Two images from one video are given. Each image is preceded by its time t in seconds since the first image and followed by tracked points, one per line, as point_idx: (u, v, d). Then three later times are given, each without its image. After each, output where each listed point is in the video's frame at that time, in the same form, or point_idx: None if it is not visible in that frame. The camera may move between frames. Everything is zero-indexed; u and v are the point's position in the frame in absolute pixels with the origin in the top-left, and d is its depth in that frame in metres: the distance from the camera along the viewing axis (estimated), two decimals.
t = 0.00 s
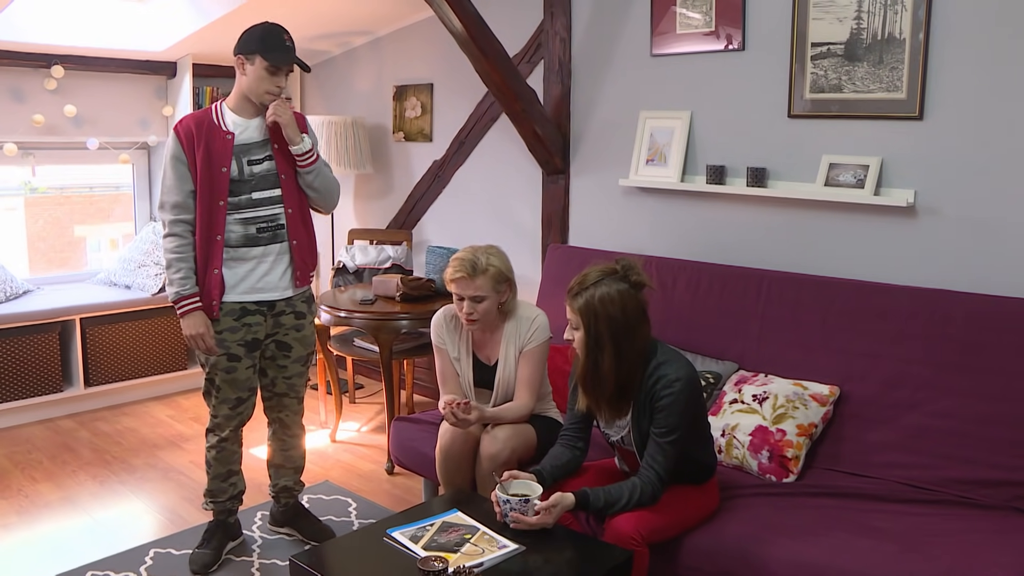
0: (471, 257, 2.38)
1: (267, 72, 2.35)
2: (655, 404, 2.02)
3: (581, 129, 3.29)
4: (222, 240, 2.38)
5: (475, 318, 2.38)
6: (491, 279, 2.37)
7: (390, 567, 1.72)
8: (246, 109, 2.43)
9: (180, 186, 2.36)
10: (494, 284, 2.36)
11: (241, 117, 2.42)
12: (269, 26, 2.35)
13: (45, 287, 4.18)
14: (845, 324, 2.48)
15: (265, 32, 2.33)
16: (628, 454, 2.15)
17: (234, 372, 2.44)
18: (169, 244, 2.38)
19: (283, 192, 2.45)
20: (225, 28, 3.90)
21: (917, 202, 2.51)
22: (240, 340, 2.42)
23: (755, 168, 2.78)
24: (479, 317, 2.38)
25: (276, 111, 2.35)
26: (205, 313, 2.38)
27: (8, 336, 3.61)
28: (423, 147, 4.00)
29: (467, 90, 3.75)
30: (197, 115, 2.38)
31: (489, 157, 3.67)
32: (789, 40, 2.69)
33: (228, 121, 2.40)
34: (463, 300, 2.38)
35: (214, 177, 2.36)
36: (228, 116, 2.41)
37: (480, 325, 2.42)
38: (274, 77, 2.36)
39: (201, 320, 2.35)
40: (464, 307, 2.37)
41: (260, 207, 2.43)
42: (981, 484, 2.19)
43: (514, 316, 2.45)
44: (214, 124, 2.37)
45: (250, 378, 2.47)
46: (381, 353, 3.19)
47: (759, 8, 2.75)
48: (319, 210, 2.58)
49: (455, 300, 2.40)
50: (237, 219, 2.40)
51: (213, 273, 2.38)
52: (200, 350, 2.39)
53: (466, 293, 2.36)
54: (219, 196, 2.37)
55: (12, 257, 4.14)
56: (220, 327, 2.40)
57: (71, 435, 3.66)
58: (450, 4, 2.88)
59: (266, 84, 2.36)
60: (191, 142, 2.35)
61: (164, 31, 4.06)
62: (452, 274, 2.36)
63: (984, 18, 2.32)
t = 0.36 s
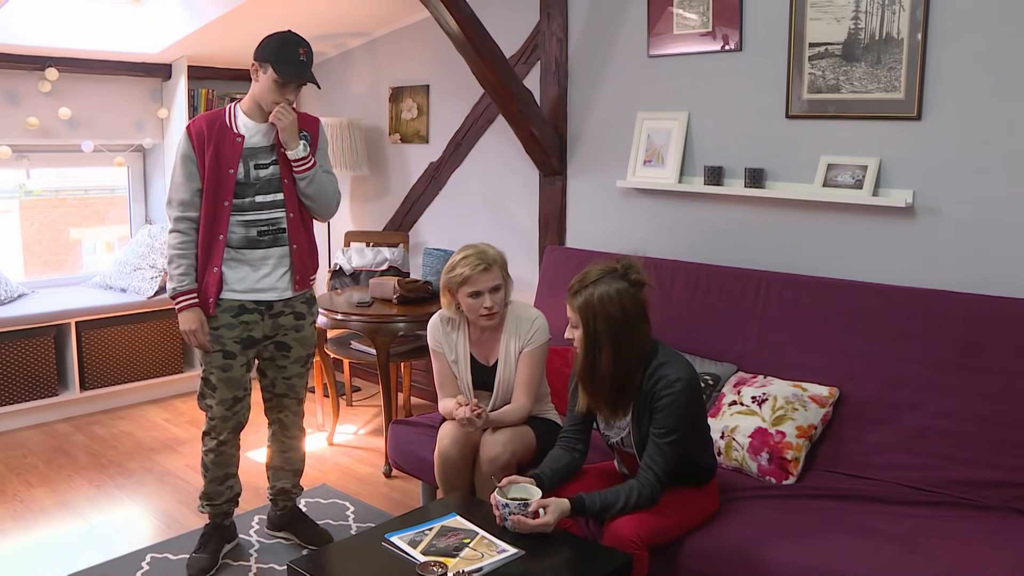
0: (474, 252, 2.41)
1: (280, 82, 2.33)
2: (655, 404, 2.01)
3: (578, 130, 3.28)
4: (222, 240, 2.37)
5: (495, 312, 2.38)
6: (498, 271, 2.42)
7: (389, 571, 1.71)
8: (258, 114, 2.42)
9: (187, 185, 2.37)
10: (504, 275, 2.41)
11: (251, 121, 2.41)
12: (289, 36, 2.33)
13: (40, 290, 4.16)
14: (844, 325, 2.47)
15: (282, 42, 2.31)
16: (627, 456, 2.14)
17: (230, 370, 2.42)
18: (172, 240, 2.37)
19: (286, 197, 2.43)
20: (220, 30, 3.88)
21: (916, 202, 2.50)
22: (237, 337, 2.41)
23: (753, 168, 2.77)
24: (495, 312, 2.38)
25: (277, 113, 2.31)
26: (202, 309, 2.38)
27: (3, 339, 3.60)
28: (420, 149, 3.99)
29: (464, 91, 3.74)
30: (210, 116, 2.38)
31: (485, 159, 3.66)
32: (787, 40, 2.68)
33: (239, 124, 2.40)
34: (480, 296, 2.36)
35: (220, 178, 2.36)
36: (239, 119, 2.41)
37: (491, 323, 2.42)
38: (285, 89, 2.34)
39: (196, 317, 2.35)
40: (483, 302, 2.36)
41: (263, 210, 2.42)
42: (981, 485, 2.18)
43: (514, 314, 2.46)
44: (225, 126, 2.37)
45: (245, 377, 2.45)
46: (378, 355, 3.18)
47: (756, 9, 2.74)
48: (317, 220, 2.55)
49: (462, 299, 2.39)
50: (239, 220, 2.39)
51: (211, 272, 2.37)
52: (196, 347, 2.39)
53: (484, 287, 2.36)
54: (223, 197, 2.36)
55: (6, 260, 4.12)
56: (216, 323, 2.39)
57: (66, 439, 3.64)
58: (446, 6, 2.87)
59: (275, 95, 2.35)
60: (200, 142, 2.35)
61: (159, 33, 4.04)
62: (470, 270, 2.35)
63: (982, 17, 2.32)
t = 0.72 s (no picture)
0: (472, 248, 2.42)
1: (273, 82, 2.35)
2: (655, 403, 2.00)
3: (575, 131, 3.28)
4: (220, 241, 2.36)
5: (494, 307, 2.38)
6: (496, 267, 2.42)
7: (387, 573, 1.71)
8: (246, 114, 2.41)
9: (180, 186, 2.34)
10: (502, 271, 2.42)
11: (240, 121, 2.40)
12: (278, 37, 2.35)
13: (37, 291, 4.14)
14: (842, 325, 2.47)
15: (274, 42, 2.33)
16: (627, 456, 2.14)
17: (239, 373, 2.43)
18: (166, 243, 2.35)
19: (278, 195, 2.44)
20: (217, 31, 3.88)
21: (914, 203, 2.50)
22: (241, 339, 2.41)
23: (751, 169, 2.77)
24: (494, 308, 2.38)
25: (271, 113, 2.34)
26: (200, 312, 2.36)
27: None
28: (417, 149, 3.99)
29: (461, 92, 3.73)
30: (197, 115, 2.36)
31: (482, 159, 3.66)
32: (785, 41, 2.68)
33: (228, 123, 2.39)
34: (479, 291, 2.36)
35: (214, 178, 2.35)
36: (228, 119, 2.39)
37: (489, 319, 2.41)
38: (277, 87, 2.36)
39: (195, 320, 2.34)
40: (483, 297, 2.36)
41: (258, 209, 2.42)
42: (980, 486, 2.18)
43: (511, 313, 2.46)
44: (215, 126, 2.36)
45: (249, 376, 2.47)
46: (375, 356, 3.17)
47: (753, 9, 2.74)
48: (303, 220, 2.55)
49: (460, 295, 2.39)
50: (235, 220, 2.39)
51: (208, 273, 2.35)
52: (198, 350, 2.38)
53: (484, 282, 2.36)
54: (218, 197, 2.35)
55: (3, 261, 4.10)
56: (220, 327, 2.38)
57: (63, 441, 3.63)
58: (443, 6, 2.87)
59: (267, 93, 2.36)
60: (192, 142, 2.33)
61: (156, 34, 4.03)
62: (470, 264, 2.36)
63: (979, 18, 2.31)
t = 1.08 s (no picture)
0: (479, 244, 2.44)
1: (242, 87, 2.42)
2: (655, 401, 2.01)
3: (575, 131, 3.28)
4: (203, 247, 2.41)
5: (495, 303, 2.37)
6: (502, 264, 2.43)
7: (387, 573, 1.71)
8: (212, 116, 2.46)
9: (159, 195, 2.35)
10: (507, 268, 2.43)
11: (207, 124, 2.44)
12: (245, 40, 2.39)
13: (37, 291, 4.14)
14: (842, 326, 2.47)
15: (243, 47, 2.38)
16: (627, 455, 2.14)
17: (216, 372, 2.49)
18: (149, 253, 2.33)
19: (250, 198, 2.52)
20: (217, 31, 3.88)
21: (914, 203, 2.50)
22: (219, 341, 2.48)
23: (751, 169, 2.77)
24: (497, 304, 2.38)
25: (239, 120, 2.42)
26: (195, 319, 2.40)
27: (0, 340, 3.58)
28: (417, 149, 3.99)
29: (461, 93, 3.74)
30: (164, 122, 2.38)
31: (482, 159, 3.67)
32: (785, 41, 2.68)
33: (198, 128, 2.41)
34: (481, 285, 2.37)
35: (192, 185, 2.38)
36: (194, 122, 2.42)
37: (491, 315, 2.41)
38: (247, 92, 2.42)
39: (192, 328, 2.38)
40: (485, 292, 2.37)
41: (233, 213, 2.48)
42: (979, 486, 2.18)
43: (515, 312, 2.46)
44: (185, 133, 2.38)
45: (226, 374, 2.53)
46: (375, 356, 3.17)
47: (754, 9, 2.74)
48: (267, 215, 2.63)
49: (465, 290, 2.40)
50: (214, 225, 2.44)
51: (195, 281, 2.39)
52: (185, 356, 2.42)
53: (487, 277, 2.38)
54: (197, 204, 2.39)
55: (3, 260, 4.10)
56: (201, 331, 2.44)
57: (63, 440, 3.63)
58: (444, 6, 2.87)
59: (238, 98, 2.42)
60: (168, 149, 2.34)
61: (156, 34, 4.03)
62: (474, 257, 2.38)
63: (979, 18, 2.32)
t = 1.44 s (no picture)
0: (488, 237, 2.44)
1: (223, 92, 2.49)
2: (657, 399, 2.02)
3: (579, 130, 3.29)
4: (192, 252, 2.48)
5: (498, 296, 2.39)
6: (510, 259, 2.43)
7: (390, 568, 1.72)
8: (191, 118, 2.51)
9: (147, 203, 2.38)
10: (515, 263, 2.43)
11: (187, 125, 2.49)
12: (222, 42, 2.44)
13: (43, 288, 4.16)
14: (844, 325, 2.48)
15: (222, 51, 2.43)
16: (629, 453, 2.14)
17: (208, 363, 2.56)
18: (139, 262, 2.37)
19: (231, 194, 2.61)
20: (222, 30, 3.90)
21: (916, 203, 2.51)
22: (210, 332, 2.56)
23: (754, 169, 2.78)
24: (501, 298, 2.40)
25: (225, 122, 2.53)
26: (184, 326, 2.47)
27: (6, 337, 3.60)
28: (421, 148, 4.00)
29: (465, 92, 3.75)
30: (145, 129, 2.39)
31: (486, 158, 3.68)
32: (788, 41, 2.69)
33: (179, 132, 2.46)
34: (485, 278, 2.39)
35: (179, 191, 2.43)
36: (175, 123, 2.47)
37: (496, 308, 2.43)
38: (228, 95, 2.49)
39: (183, 335, 2.45)
40: (489, 284, 2.38)
41: (219, 212, 2.57)
42: (980, 486, 2.19)
43: (522, 306, 2.47)
44: (168, 137, 2.42)
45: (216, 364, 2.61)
46: (379, 353, 3.19)
47: (758, 9, 2.75)
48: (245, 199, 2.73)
49: (472, 282, 2.41)
50: (202, 226, 2.52)
51: (185, 286, 2.46)
52: (176, 358, 2.48)
53: (492, 270, 2.39)
54: (185, 210, 2.44)
55: (9, 257, 4.11)
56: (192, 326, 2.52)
57: (69, 436, 3.65)
58: (448, 6, 2.88)
59: (219, 101, 2.49)
60: (156, 156, 2.38)
61: (161, 32, 4.05)
62: (480, 250, 2.39)
63: (982, 19, 2.32)
